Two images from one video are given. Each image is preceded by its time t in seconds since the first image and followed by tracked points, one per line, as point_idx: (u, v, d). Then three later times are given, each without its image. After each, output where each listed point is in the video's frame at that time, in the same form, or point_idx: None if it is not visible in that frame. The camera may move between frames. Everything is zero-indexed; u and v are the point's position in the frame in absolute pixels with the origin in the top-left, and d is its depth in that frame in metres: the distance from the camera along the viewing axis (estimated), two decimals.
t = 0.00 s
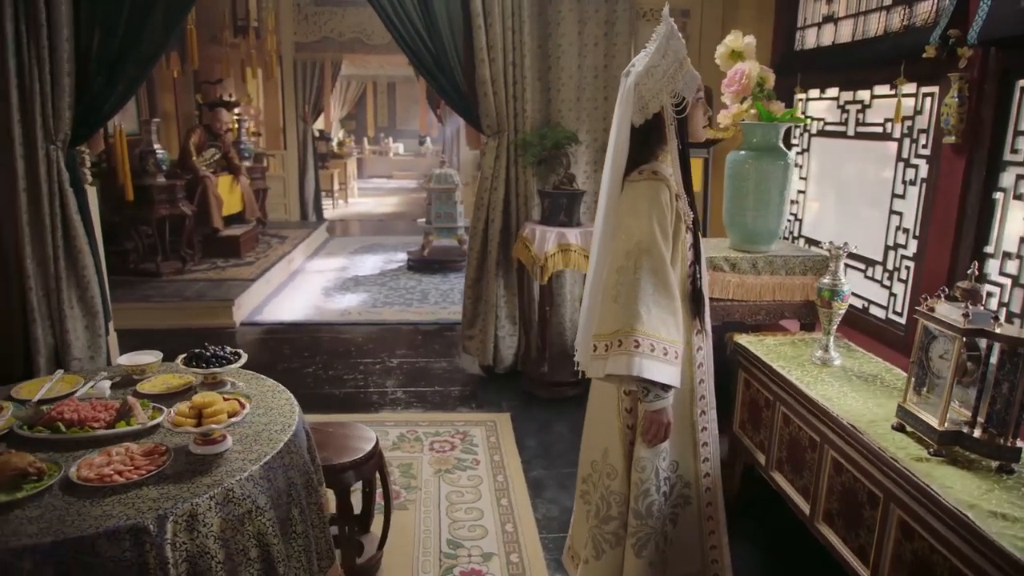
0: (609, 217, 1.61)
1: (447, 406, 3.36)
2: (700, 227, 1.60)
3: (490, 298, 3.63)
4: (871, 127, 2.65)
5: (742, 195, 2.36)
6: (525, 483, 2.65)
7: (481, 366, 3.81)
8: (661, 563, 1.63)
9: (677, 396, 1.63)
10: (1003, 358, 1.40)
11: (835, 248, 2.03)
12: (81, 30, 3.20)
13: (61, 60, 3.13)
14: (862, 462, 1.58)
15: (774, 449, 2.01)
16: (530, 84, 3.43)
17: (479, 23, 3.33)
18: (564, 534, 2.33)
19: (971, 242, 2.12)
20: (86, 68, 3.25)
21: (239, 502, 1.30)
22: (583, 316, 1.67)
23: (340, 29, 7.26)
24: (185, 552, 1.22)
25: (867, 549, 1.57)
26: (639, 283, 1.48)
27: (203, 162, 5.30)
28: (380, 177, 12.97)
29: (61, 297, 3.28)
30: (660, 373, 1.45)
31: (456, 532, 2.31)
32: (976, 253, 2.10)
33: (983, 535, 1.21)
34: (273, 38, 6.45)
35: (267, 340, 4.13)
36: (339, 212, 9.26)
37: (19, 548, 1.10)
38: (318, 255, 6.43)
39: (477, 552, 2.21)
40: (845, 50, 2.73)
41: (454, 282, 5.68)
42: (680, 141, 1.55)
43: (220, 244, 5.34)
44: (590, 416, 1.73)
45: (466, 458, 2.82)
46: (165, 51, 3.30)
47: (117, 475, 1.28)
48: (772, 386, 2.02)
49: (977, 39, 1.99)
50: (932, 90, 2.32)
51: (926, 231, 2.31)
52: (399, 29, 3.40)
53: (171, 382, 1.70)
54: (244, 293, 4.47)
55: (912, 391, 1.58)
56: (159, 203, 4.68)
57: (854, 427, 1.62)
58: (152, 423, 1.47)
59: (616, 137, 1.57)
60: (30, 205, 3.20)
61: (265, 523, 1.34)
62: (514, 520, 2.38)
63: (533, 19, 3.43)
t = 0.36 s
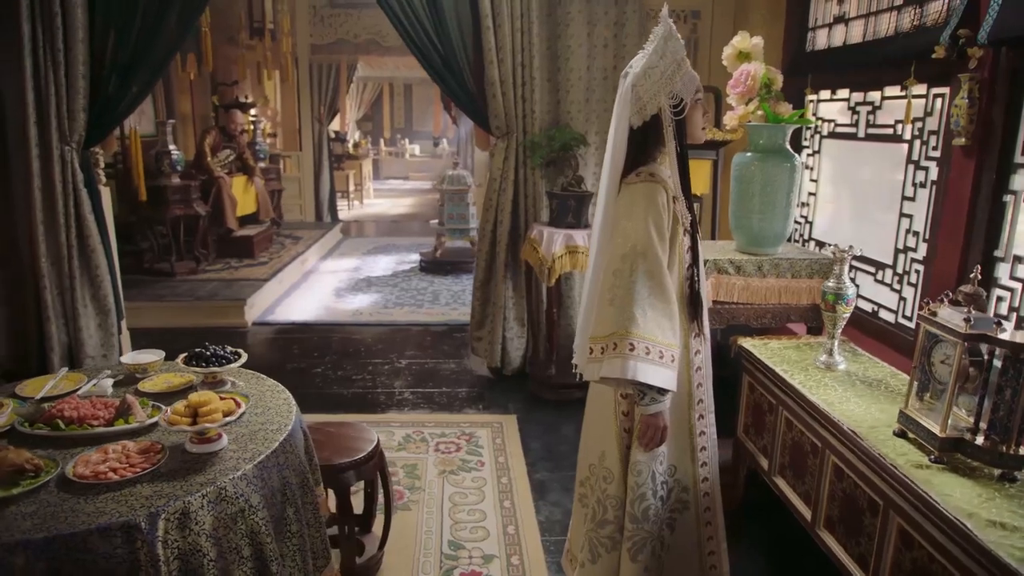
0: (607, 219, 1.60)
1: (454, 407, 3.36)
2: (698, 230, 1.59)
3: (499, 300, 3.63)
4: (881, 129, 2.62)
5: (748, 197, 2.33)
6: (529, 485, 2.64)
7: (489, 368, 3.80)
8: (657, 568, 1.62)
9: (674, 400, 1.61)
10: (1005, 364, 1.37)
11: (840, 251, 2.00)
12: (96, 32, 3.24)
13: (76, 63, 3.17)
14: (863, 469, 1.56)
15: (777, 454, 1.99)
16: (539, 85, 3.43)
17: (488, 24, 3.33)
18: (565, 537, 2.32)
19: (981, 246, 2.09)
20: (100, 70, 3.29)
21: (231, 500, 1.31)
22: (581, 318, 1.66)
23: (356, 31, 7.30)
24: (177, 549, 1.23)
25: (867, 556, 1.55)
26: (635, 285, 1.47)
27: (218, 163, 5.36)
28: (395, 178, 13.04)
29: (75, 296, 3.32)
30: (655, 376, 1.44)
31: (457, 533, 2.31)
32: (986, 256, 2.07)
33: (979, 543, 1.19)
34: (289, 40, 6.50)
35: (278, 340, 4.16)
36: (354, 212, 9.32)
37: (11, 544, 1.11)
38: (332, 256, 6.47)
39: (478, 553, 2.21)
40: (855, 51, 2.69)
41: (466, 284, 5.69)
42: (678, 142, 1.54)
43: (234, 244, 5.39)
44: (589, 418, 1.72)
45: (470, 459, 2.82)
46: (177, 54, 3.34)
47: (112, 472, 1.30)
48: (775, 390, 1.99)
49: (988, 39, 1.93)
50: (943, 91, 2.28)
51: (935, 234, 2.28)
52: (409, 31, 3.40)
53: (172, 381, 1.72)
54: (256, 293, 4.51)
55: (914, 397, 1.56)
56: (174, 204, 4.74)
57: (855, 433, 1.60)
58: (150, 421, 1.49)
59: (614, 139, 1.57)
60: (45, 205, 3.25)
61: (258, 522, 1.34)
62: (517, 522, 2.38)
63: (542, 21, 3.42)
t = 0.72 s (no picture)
0: (606, 221, 1.59)
1: (463, 408, 3.36)
2: (698, 232, 1.58)
3: (509, 302, 3.63)
4: (894, 130, 2.58)
5: (757, 199, 2.31)
6: (536, 487, 2.64)
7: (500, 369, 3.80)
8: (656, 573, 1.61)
9: (673, 403, 1.60)
10: (1010, 371, 1.34)
11: (847, 254, 1.98)
12: (114, 34, 3.28)
13: (94, 64, 3.21)
14: (865, 475, 1.53)
15: (782, 459, 1.97)
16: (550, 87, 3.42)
17: (499, 26, 3.32)
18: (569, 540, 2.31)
19: (994, 250, 2.05)
20: (118, 71, 3.32)
21: (228, 498, 1.32)
22: (581, 320, 1.66)
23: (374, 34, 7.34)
24: (172, 546, 1.24)
25: (869, 564, 1.52)
26: (633, 288, 1.46)
27: (235, 164, 5.43)
28: (414, 179, 13.12)
29: (91, 295, 3.37)
30: (652, 380, 1.43)
31: (461, 534, 2.31)
32: (999, 260, 2.03)
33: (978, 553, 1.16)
34: (307, 42, 6.55)
35: (291, 339, 4.19)
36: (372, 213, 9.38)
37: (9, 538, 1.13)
38: (348, 257, 6.51)
39: (481, 555, 2.21)
40: (868, 51, 2.66)
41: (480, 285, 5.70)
42: (678, 144, 1.53)
43: (251, 244, 5.44)
44: (588, 421, 1.71)
45: (477, 461, 2.82)
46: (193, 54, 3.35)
47: (110, 469, 1.31)
48: (780, 394, 1.97)
49: (1000, 39, 1.89)
50: (956, 92, 2.24)
51: (948, 238, 2.24)
52: (420, 33, 3.41)
53: (176, 379, 1.74)
54: (271, 293, 4.55)
55: (919, 403, 1.53)
56: (191, 204, 4.79)
57: (857, 439, 1.57)
58: (151, 419, 1.51)
59: (614, 141, 1.56)
60: (63, 205, 3.30)
61: (254, 520, 1.35)
62: (521, 524, 2.37)
63: (553, 22, 3.42)
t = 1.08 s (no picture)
0: (603, 222, 1.59)
1: (470, 408, 3.37)
2: (696, 234, 1.57)
3: (517, 303, 3.63)
4: (904, 132, 2.55)
5: (763, 201, 2.28)
6: (540, 489, 2.63)
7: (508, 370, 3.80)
8: None
9: (670, 406, 1.59)
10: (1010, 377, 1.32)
11: (851, 257, 1.96)
12: (128, 35, 3.32)
13: (108, 66, 3.25)
14: (864, 481, 1.51)
15: (784, 463, 1.95)
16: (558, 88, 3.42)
17: (507, 27, 3.33)
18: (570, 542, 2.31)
19: (1003, 253, 2.01)
20: (131, 73, 3.36)
21: (222, 495, 1.34)
22: (578, 321, 1.65)
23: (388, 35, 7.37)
24: (165, 542, 1.26)
25: (867, 572, 1.50)
26: (628, 289, 1.45)
27: (249, 165, 5.49)
28: (430, 180, 13.16)
29: (104, 294, 3.42)
30: (647, 382, 1.43)
31: (463, 535, 2.32)
32: (1008, 264, 1.99)
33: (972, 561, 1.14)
34: (321, 44, 6.60)
35: (301, 338, 4.22)
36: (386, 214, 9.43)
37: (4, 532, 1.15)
38: (360, 257, 6.55)
39: (482, 556, 2.21)
40: (878, 52, 2.63)
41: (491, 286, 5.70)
42: (675, 145, 1.52)
43: (264, 244, 5.49)
44: (585, 422, 1.71)
45: (482, 461, 2.82)
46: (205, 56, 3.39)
47: (106, 465, 1.33)
48: (782, 398, 1.95)
49: (1010, 38, 1.86)
50: (966, 92, 2.21)
51: (957, 241, 2.21)
52: (429, 34, 3.43)
53: (177, 377, 1.75)
54: (282, 292, 4.59)
55: (919, 408, 1.51)
56: (205, 204, 4.84)
57: (857, 444, 1.55)
58: (149, 417, 1.52)
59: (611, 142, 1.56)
60: (77, 205, 3.34)
61: (248, 518, 1.36)
62: (522, 525, 2.37)
63: (562, 23, 3.42)
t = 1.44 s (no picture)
0: (600, 223, 1.58)
1: (476, 409, 3.37)
2: (692, 236, 1.56)
3: (525, 304, 3.63)
4: (914, 133, 2.52)
5: (768, 203, 2.26)
6: (543, 490, 2.63)
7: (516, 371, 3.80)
8: None
9: (666, 408, 1.58)
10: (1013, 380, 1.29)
11: (854, 259, 1.93)
12: (142, 37, 3.36)
13: (122, 68, 3.30)
14: (862, 485, 1.50)
15: (785, 466, 1.93)
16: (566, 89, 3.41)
17: (516, 28, 3.33)
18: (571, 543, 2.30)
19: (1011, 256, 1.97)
20: (144, 74, 3.40)
21: (216, 492, 1.35)
22: (575, 321, 1.65)
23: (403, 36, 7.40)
24: (158, 538, 1.27)
25: None
26: (623, 290, 1.45)
27: (263, 166, 5.59)
28: (446, 181, 13.22)
29: (117, 292, 3.47)
30: (640, 383, 1.42)
31: (464, 535, 2.32)
32: (1017, 267, 1.95)
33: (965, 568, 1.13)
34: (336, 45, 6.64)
35: (311, 338, 4.25)
36: (401, 215, 9.47)
37: None
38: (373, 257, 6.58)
39: (482, 556, 2.21)
40: (888, 52, 2.60)
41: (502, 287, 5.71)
42: (672, 146, 1.51)
43: (278, 244, 5.54)
44: (582, 423, 1.70)
45: (486, 462, 2.82)
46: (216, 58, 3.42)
47: (103, 461, 1.35)
48: (783, 401, 1.93)
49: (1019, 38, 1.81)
50: (976, 93, 2.17)
51: (966, 243, 2.18)
52: (438, 36, 3.44)
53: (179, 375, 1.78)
54: (294, 292, 4.62)
55: (919, 412, 1.49)
56: (218, 204, 4.90)
57: (855, 448, 1.54)
58: (148, 413, 1.54)
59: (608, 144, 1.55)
60: (91, 205, 3.39)
61: (242, 514, 1.37)
62: (524, 526, 2.37)
63: (570, 24, 3.42)
